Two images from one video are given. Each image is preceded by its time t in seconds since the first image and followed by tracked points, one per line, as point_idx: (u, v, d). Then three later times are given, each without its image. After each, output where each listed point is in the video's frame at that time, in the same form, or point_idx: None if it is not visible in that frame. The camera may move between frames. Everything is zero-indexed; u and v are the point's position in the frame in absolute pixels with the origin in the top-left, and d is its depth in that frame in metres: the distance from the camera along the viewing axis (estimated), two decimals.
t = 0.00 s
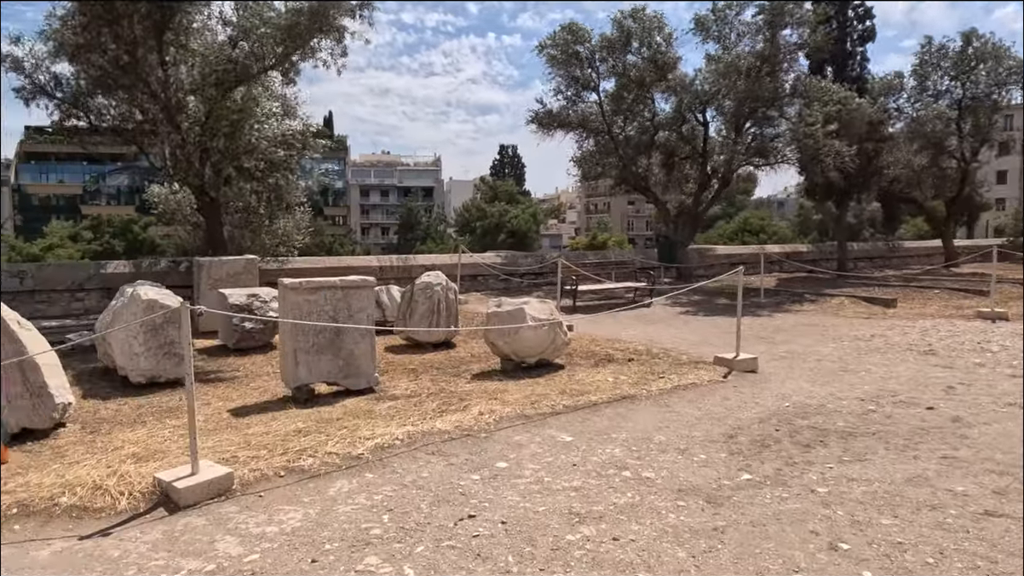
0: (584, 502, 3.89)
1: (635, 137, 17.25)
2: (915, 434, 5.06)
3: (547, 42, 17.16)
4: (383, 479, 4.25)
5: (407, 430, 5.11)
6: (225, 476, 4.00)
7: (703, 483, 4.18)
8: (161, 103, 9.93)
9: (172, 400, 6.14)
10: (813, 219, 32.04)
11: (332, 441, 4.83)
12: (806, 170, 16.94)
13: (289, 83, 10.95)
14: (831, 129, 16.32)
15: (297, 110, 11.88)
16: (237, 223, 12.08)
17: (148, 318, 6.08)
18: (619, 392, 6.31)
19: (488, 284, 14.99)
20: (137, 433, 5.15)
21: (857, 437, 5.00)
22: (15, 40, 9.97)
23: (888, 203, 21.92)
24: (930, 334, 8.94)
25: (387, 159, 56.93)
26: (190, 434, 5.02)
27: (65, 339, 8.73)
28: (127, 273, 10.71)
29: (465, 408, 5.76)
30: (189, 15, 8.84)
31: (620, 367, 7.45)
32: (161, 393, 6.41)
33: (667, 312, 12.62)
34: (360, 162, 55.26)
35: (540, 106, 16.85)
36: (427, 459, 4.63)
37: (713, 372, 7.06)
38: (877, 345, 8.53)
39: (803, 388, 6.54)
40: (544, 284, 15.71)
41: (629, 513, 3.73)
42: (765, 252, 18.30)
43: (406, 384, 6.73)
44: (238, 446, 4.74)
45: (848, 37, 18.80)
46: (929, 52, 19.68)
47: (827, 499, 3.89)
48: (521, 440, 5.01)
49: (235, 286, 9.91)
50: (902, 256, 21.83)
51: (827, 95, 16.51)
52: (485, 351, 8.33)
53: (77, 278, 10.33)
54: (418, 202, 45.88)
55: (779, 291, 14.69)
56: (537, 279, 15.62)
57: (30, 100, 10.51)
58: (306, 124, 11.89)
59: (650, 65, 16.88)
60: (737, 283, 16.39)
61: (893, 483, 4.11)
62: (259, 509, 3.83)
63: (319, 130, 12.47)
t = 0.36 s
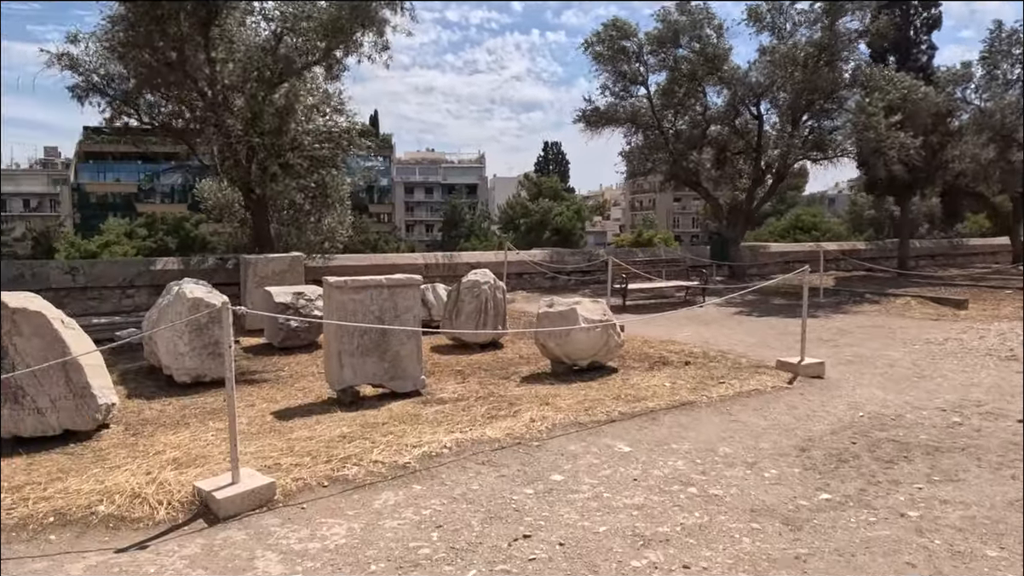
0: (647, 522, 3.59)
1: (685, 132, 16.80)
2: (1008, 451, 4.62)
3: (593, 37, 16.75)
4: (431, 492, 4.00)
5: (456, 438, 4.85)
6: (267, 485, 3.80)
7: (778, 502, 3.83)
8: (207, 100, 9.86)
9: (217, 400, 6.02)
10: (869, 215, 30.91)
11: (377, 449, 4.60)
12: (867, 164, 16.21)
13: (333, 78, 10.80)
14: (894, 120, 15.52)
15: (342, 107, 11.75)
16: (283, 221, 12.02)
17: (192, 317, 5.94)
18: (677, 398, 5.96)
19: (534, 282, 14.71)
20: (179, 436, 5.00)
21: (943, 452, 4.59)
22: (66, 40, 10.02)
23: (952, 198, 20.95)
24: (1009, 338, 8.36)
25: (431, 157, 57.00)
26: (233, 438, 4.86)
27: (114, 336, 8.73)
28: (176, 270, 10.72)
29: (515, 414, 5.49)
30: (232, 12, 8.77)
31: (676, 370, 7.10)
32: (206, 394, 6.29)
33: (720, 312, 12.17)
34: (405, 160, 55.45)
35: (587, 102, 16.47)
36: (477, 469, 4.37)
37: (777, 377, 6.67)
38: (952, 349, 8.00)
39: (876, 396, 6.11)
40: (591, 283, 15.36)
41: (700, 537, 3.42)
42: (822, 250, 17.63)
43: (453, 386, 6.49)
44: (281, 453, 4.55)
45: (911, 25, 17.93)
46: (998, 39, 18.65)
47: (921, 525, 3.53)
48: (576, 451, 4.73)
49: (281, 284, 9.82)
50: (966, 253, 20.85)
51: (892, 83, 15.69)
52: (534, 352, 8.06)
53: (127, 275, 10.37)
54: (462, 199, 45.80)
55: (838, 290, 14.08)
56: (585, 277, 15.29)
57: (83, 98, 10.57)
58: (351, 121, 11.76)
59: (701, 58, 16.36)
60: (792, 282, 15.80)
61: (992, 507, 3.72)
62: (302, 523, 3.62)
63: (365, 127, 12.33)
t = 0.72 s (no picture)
0: (704, 539, 3.30)
1: (730, 126, 16.28)
2: None
3: (635, 30, 16.37)
4: (470, 500, 3.76)
5: (495, 441, 4.60)
6: (297, 490, 3.60)
7: (847, 519, 3.51)
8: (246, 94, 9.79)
9: (252, 397, 5.88)
10: (921, 211, 29.84)
11: (413, 452, 4.38)
12: (923, 157, 15.53)
13: (371, 70, 10.61)
14: (953, 111, 14.88)
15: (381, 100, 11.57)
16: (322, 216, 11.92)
17: (225, 311, 5.80)
18: (729, 401, 5.63)
19: (574, 279, 14.41)
20: (211, 434, 4.85)
21: None
22: (105, 34, 10.02)
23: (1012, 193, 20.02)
24: None
25: (469, 154, 56.89)
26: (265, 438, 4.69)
27: (153, 331, 8.69)
28: (215, 265, 10.68)
29: (557, 417, 5.22)
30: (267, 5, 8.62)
31: (726, 372, 6.76)
32: (241, 390, 6.16)
33: (768, 311, 11.73)
34: (443, 156, 55.47)
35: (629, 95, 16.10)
36: (518, 476, 4.11)
37: (835, 380, 6.29)
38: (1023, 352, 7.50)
39: (945, 402, 5.70)
40: (633, 280, 14.99)
41: (763, 557, 3.12)
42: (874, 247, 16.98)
43: (492, 386, 6.25)
44: (314, 454, 4.36)
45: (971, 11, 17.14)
46: None
47: (1011, 550, 3.19)
48: (623, 457, 4.45)
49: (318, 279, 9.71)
50: None
51: (952, 73, 15.01)
52: (576, 352, 7.78)
53: (167, 270, 10.35)
54: (500, 196, 45.59)
55: (892, 288, 13.50)
56: (626, 274, 14.94)
57: (124, 94, 10.55)
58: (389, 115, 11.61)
59: (747, 50, 15.84)
60: (842, 280, 15.22)
61: None
62: (333, 532, 3.40)
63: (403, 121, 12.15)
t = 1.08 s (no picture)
0: (766, 570, 2.98)
1: (777, 120, 15.66)
2: None
3: (679, 19, 15.92)
4: (507, 518, 3.49)
5: (535, 452, 4.32)
6: (323, 505, 3.38)
7: (926, 550, 3.16)
8: (283, 88, 9.68)
9: (283, 399, 5.72)
10: (975, 208, 28.71)
11: (447, 463, 4.12)
12: (984, 151, 14.83)
13: (410, 63, 10.43)
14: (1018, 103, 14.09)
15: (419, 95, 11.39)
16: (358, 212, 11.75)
17: (256, 310, 5.62)
18: (785, 410, 5.26)
19: (614, 277, 14.04)
20: (239, 439, 4.67)
21: None
22: (143, 29, 9.98)
23: None
24: None
25: (508, 151, 56.64)
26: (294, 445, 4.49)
27: (189, 328, 8.60)
28: (252, 262, 10.59)
29: (600, 426, 4.91)
30: None
31: (779, 377, 6.38)
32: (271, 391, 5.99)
33: (818, 312, 11.24)
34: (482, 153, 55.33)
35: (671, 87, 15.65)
36: (559, 491, 3.82)
37: (898, 389, 5.87)
38: None
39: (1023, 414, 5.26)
40: (676, 278, 14.56)
41: None
42: (929, 245, 16.28)
43: (531, 391, 5.98)
44: (343, 464, 4.14)
45: None
46: None
47: None
48: (672, 472, 4.13)
49: (354, 277, 9.54)
50: None
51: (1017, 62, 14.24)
52: (618, 354, 7.46)
53: (204, 266, 10.29)
54: (538, 192, 45.25)
55: (950, 289, 12.87)
56: (668, 272, 14.52)
57: (161, 90, 10.52)
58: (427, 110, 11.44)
59: (797, 39, 15.31)
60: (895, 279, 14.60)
61: None
62: (360, 551, 3.16)
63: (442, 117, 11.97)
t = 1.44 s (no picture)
0: None
1: (823, 111, 15.33)
2: None
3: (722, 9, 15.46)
4: (556, 531, 3.25)
5: (583, 458, 4.08)
6: (361, 513, 3.18)
7: None
8: (319, 80, 9.51)
9: (319, 397, 5.55)
10: None
11: (490, 469, 3.89)
12: None
13: (448, 55, 10.21)
14: None
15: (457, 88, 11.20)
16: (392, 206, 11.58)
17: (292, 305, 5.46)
18: (847, 415, 4.93)
19: (654, 274, 13.69)
20: (274, 439, 4.50)
21: None
22: (180, 22, 9.92)
23: None
24: None
25: (542, 146, 56.26)
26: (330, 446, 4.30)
27: (225, 324, 8.52)
28: (288, 256, 10.50)
29: (650, 430, 4.64)
30: None
31: (836, 379, 6.04)
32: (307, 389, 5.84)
33: (869, 310, 10.79)
34: (516, 149, 55.02)
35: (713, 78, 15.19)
36: (610, 502, 3.57)
37: (968, 393, 5.50)
38: None
39: None
40: (718, 275, 14.16)
41: None
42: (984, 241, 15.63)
43: (574, 391, 5.73)
44: (381, 467, 3.94)
45: None
46: None
47: None
48: (731, 481, 3.85)
49: (390, 272, 9.38)
50: None
51: None
52: (663, 354, 7.17)
53: (241, 261, 10.22)
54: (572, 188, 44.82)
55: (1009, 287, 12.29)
56: (709, 269, 14.12)
57: (198, 83, 10.48)
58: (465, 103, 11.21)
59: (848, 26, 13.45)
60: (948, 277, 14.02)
61: None
62: (400, 565, 2.95)
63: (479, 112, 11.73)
